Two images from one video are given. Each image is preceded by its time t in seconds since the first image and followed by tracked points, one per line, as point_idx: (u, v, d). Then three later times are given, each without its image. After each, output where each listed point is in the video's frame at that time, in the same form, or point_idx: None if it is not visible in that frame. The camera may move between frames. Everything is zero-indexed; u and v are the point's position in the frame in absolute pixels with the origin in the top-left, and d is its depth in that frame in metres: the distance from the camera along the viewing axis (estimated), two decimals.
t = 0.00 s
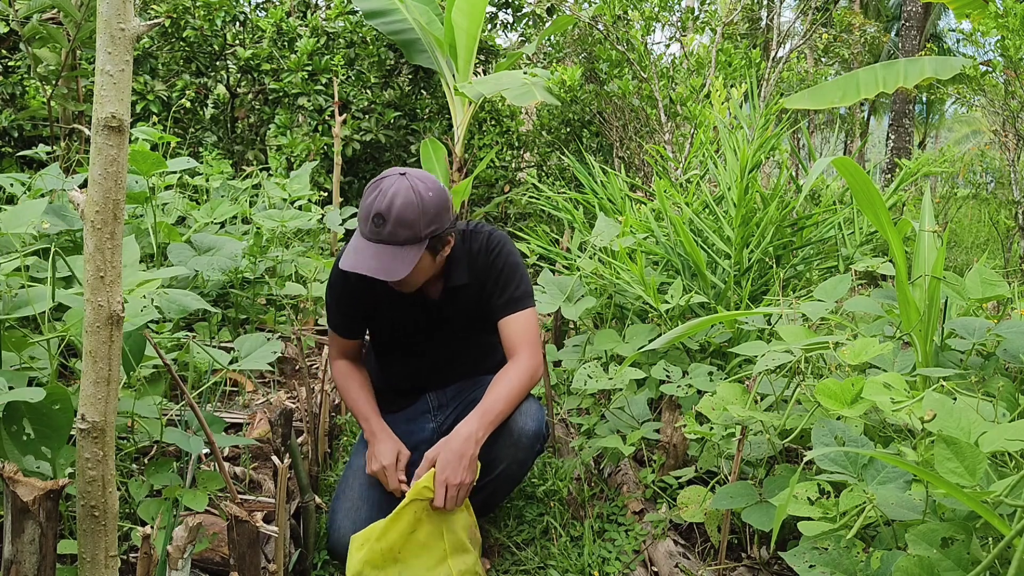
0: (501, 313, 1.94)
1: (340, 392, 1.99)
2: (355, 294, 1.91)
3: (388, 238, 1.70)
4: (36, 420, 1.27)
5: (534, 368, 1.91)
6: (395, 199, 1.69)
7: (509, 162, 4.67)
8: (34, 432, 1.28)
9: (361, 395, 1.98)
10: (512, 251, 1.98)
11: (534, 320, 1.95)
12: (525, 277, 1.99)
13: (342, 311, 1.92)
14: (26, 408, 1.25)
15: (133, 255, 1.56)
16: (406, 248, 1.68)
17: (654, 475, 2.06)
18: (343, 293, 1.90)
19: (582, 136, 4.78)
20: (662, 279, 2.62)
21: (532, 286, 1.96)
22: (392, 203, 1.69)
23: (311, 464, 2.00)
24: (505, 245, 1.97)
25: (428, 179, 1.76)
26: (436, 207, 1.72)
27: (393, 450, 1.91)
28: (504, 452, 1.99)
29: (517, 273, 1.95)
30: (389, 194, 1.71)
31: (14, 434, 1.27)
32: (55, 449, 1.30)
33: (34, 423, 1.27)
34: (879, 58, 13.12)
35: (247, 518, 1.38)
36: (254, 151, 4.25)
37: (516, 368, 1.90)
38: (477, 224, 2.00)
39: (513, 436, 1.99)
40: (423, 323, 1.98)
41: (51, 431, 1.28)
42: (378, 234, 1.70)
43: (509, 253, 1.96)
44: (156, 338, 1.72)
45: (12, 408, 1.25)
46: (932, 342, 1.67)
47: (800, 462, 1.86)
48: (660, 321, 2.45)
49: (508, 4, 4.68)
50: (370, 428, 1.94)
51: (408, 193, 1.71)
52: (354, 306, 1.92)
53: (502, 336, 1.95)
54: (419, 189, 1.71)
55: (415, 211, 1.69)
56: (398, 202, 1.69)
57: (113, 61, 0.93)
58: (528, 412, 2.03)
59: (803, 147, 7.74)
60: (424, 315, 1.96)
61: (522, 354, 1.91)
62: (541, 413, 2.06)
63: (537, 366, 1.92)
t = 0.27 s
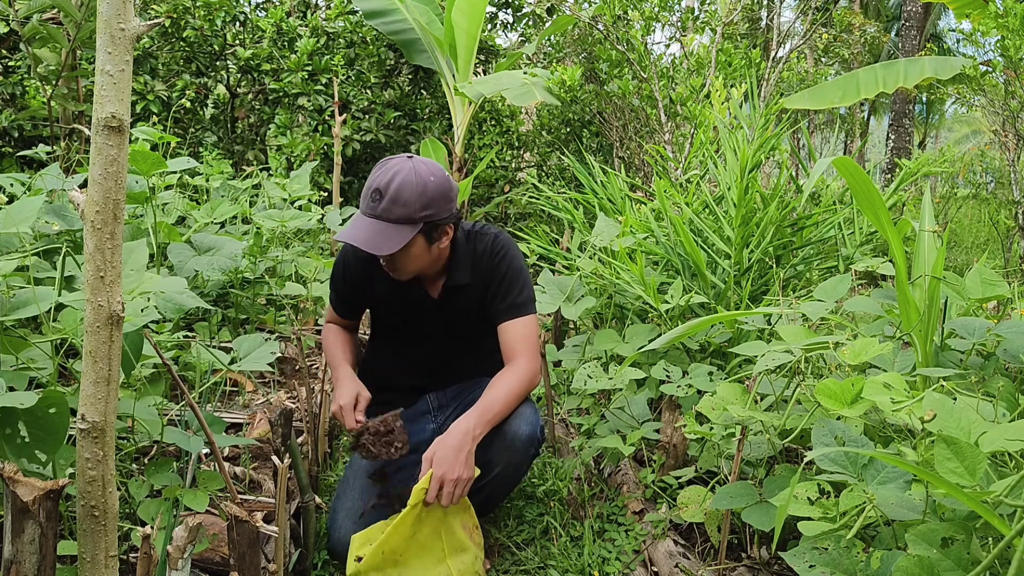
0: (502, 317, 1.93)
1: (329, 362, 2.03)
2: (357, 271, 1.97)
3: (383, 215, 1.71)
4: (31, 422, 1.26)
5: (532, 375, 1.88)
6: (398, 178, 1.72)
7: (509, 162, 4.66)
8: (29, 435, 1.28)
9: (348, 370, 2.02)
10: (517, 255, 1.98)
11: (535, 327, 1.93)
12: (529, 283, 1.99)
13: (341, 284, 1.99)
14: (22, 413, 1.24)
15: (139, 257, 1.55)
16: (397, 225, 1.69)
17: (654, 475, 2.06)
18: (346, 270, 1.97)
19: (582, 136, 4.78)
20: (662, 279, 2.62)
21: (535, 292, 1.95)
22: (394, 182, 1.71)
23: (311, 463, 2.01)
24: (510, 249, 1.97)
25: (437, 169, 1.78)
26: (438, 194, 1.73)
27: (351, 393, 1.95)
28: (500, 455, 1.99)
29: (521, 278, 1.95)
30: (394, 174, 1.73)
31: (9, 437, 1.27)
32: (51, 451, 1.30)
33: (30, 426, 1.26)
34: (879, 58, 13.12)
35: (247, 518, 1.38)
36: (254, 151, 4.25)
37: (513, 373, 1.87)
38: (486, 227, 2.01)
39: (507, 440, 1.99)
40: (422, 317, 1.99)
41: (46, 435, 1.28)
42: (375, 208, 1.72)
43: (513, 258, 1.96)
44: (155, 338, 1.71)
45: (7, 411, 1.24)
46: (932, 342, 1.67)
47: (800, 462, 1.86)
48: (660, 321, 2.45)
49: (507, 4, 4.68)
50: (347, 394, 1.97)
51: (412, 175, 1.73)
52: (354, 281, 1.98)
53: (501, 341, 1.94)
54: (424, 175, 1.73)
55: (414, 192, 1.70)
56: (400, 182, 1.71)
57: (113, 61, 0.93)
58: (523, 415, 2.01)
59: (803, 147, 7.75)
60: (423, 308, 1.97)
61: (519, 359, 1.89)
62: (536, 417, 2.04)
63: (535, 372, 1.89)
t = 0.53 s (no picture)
0: (501, 322, 1.92)
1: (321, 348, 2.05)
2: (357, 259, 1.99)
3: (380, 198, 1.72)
4: (45, 420, 1.29)
5: (530, 380, 1.87)
6: (398, 162, 1.72)
7: (509, 162, 4.66)
8: (43, 433, 1.31)
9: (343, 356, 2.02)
10: (517, 258, 1.97)
11: (533, 331, 1.91)
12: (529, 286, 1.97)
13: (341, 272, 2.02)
14: (36, 410, 1.27)
15: (144, 258, 1.58)
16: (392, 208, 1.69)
17: (654, 475, 2.06)
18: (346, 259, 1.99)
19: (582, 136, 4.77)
20: (662, 279, 2.62)
21: (534, 296, 1.94)
22: (393, 165, 1.72)
23: (311, 463, 2.01)
24: (510, 252, 1.96)
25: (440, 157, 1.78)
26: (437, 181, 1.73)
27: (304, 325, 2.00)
28: (496, 459, 2.00)
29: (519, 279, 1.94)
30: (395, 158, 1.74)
31: (23, 434, 1.30)
32: (62, 449, 1.33)
33: (43, 423, 1.29)
34: (879, 58, 13.12)
35: (247, 518, 1.38)
36: (255, 151, 4.25)
37: (511, 378, 1.86)
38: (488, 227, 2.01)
39: (503, 443, 2.00)
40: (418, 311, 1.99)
41: (58, 433, 1.31)
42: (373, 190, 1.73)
43: (512, 261, 1.95)
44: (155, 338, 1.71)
45: (22, 408, 1.27)
46: (932, 342, 1.67)
47: (801, 462, 1.86)
48: (660, 321, 2.45)
49: (508, 4, 4.68)
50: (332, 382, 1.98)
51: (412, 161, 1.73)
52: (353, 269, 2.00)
53: (499, 344, 1.93)
54: (425, 163, 1.73)
55: (412, 177, 1.70)
56: (400, 166, 1.71)
57: (113, 61, 0.93)
58: (519, 420, 2.02)
59: (803, 147, 7.75)
60: (419, 303, 1.97)
61: (517, 363, 1.88)
62: (533, 422, 2.05)
63: (532, 377, 1.88)
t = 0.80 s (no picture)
0: (496, 323, 1.89)
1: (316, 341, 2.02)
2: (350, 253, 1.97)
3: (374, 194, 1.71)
4: (39, 415, 1.29)
5: (528, 387, 1.85)
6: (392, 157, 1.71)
7: (509, 162, 4.65)
8: (37, 429, 1.30)
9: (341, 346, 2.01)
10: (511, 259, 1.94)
11: (529, 335, 1.89)
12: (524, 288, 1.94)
13: (328, 265, 1.97)
14: (30, 404, 1.27)
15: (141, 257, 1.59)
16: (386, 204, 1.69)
17: (654, 475, 2.06)
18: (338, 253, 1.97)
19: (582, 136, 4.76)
20: (662, 279, 2.62)
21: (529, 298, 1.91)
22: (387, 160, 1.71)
23: (311, 464, 2.01)
24: (504, 252, 1.94)
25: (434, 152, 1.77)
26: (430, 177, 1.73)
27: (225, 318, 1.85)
28: (496, 466, 1.99)
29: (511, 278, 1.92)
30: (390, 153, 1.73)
31: (17, 430, 1.29)
32: (57, 446, 1.32)
33: (37, 419, 1.29)
34: (879, 58, 13.12)
35: (247, 518, 1.38)
36: (255, 151, 4.25)
37: (511, 384, 1.83)
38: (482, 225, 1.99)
39: (503, 450, 1.99)
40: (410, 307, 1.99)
41: (53, 429, 1.31)
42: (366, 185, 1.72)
43: (506, 262, 1.92)
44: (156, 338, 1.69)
45: (15, 403, 1.27)
46: (932, 342, 1.67)
47: (800, 462, 1.86)
48: (660, 321, 2.45)
49: (507, 4, 4.68)
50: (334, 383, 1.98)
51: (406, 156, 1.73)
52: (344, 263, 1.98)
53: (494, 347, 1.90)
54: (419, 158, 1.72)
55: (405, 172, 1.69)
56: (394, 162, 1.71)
57: (113, 61, 0.93)
58: (519, 427, 2.02)
59: (803, 147, 7.76)
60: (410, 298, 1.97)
61: (514, 368, 1.85)
62: (533, 427, 2.05)
63: (530, 382, 1.85)
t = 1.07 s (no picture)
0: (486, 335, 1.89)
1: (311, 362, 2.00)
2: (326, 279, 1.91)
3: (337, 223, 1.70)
4: (38, 417, 1.29)
5: (525, 393, 1.88)
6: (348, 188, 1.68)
7: (509, 162, 4.65)
8: (36, 430, 1.30)
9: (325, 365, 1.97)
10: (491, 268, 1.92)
11: (523, 341, 1.90)
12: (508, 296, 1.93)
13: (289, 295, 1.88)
14: (29, 406, 1.27)
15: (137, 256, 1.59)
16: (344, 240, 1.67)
17: (654, 475, 2.06)
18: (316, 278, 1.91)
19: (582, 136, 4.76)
20: (662, 279, 2.62)
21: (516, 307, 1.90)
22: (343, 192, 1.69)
23: (311, 464, 2.01)
24: (484, 262, 1.92)
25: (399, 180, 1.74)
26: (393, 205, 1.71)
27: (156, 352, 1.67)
28: (493, 472, 1.99)
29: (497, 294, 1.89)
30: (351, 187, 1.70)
31: (16, 432, 1.29)
32: (56, 447, 1.32)
33: (36, 420, 1.29)
34: (879, 58, 13.09)
35: (247, 518, 1.38)
36: (254, 151, 4.25)
37: (507, 391, 1.86)
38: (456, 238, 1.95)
39: (500, 457, 1.99)
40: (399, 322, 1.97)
41: (52, 430, 1.31)
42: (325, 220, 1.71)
43: (487, 272, 1.90)
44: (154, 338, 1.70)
45: (14, 405, 1.27)
46: (932, 342, 1.67)
47: (801, 462, 1.85)
48: (660, 321, 2.45)
49: (507, 4, 4.68)
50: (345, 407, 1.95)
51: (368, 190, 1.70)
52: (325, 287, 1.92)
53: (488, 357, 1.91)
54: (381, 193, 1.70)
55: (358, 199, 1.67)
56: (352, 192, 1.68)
57: (113, 61, 0.93)
58: (516, 434, 2.01)
59: (803, 147, 7.76)
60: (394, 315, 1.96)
61: (512, 375, 1.87)
62: (530, 433, 2.05)
63: (529, 387, 1.89)
